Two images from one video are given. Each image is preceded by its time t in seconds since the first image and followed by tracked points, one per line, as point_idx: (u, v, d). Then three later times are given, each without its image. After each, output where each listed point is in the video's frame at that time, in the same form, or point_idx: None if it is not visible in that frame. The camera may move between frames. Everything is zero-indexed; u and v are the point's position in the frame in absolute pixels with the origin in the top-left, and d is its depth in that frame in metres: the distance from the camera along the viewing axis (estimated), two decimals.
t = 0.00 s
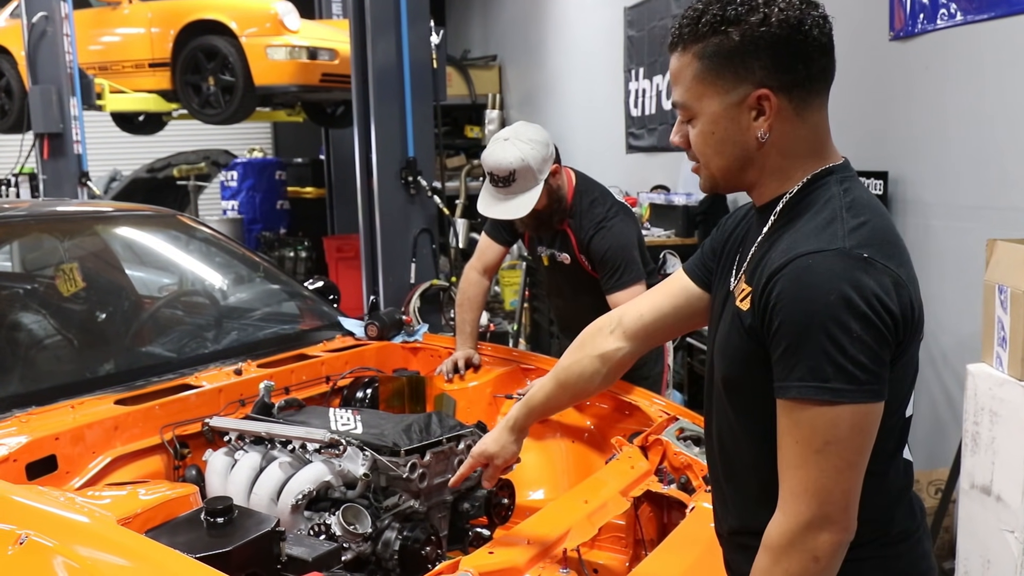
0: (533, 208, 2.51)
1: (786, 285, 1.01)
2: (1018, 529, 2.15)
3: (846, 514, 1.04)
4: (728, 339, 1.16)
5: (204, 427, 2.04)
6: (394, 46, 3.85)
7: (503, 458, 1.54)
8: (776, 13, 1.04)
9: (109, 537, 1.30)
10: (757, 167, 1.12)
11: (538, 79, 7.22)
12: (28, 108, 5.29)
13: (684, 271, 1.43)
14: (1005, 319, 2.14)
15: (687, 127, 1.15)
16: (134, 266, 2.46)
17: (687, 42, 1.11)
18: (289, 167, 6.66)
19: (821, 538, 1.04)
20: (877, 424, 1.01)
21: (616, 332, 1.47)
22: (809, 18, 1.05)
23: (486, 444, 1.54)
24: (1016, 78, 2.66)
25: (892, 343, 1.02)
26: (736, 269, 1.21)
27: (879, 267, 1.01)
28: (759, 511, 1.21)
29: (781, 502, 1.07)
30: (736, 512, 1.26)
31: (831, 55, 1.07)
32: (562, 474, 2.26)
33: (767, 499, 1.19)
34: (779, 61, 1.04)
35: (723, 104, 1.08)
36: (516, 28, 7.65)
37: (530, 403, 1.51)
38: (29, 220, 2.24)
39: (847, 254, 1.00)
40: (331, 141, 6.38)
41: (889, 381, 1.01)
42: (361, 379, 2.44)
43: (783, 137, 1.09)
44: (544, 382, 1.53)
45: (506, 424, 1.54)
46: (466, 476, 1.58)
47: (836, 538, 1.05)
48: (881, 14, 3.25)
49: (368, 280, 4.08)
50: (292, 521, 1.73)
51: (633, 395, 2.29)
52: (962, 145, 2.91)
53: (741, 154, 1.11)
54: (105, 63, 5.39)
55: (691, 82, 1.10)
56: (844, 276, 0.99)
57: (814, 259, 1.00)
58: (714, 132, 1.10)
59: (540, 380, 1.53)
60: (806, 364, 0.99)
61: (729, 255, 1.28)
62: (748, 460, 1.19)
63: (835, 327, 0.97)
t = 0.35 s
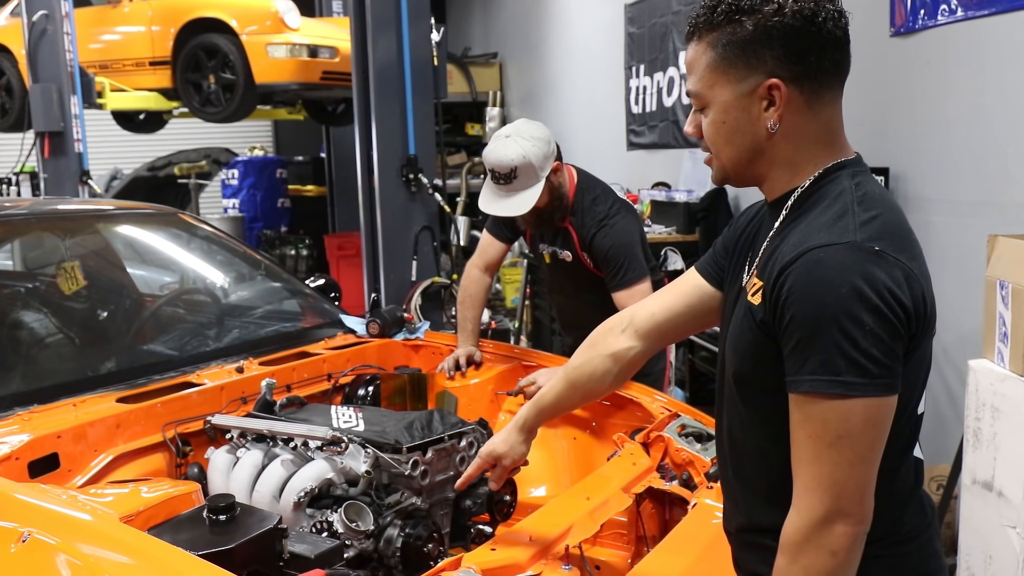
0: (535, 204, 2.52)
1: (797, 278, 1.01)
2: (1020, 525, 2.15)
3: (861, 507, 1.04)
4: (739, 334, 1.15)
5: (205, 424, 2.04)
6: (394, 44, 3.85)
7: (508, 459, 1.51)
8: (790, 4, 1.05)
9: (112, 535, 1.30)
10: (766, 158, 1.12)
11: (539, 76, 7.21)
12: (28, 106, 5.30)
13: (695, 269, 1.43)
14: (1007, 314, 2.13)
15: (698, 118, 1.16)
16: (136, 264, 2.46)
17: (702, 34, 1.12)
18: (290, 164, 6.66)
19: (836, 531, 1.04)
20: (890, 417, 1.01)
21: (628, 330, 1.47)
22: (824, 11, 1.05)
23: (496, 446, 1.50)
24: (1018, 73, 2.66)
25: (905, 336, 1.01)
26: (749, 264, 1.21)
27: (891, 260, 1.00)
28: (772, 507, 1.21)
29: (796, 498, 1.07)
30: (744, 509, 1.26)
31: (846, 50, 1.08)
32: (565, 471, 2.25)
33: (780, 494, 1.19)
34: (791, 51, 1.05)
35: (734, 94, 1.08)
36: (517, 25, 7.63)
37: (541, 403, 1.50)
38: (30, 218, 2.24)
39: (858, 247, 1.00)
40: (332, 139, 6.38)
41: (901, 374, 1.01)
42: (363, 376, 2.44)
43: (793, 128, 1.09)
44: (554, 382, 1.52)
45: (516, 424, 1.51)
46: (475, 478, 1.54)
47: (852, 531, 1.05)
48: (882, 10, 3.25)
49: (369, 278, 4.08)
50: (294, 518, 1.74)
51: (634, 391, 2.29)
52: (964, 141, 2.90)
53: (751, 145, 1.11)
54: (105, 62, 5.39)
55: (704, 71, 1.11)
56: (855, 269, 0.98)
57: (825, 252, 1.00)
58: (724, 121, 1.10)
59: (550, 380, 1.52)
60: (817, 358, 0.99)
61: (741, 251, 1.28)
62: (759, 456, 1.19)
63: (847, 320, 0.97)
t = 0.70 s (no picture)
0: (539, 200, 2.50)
1: (823, 273, 1.01)
2: (1021, 524, 2.15)
3: (883, 501, 1.04)
4: (760, 328, 1.16)
5: (208, 421, 2.04)
6: (396, 43, 3.85)
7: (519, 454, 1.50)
8: None
9: (115, 532, 1.31)
10: (786, 150, 1.12)
11: (540, 75, 7.22)
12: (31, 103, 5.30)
13: (712, 268, 1.44)
14: (1008, 314, 2.13)
15: (722, 106, 1.16)
16: (139, 262, 2.46)
17: (733, 21, 1.13)
18: (292, 163, 6.67)
19: (859, 525, 1.04)
20: (914, 412, 1.01)
21: (643, 327, 1.46)
22: (852, 9, 1.06)
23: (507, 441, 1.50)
24: (1020, 73, 2.66)
25: (929, 332, 1.02)
26: (769, 260, 1.22)
27: (917, 255, 1.01)
28: (790, 504, 1.21)
29: (817, 492, 1.07)
30: (755, 503, 1.27)
31: (872, 50, 1.08)
32: (567, 469, 2.25)
33: (798, 491, 1.19)
34: (817, 43, 1.05)
35: (757, 82, 1.09)
36: (518, 24, 7.64)
37: (551, 398, 1.49)
38: (33, 215, 2.25)
39: (884, 242, 1.00)
40: (334, 137, 6.39)
41: (925, 369, 1.01)
42: (365, 374, 2.44)
43: (814, 120, 1.09)
44: (566, 378, 1.51)
45: (525, 420, 1.50)
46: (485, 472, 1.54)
47: (874, 525, 1.05)
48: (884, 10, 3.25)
49: (371, 276, 4.08)
50: (296, 516, 1.73)
51: (636, 390, 2.29)
52: (966, 140, 2.90)
53: (771, 135, 1.11)
54: (108, 59, 5.39)
55: (731, 58, 1.12)
56: (881, 264, 0.99)
57: (851, 247, 1.01)
58: (746, 109, 1.11)
59: (562, 376, 1.51)
60: (842, 352, 0.99)
61: (759, 249, 1.28)
62: (778, 452, 1.19)
63: (874, 315, 0.98)
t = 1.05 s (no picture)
0: (538, 193, 2.48)
1: (832, 273, 1.02)
2: (1021, 532, 2.15)
3: (885, 503, 1.04)
4: (771, 329, 1.16)
5: (207, 430, 2.04)
6: (396, 51, 3.86)
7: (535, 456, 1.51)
8: (838, 4, 1.07)
9: (112, 541, 1.31)
10: (802, 154, 1.13)
11: (540, 82, 7.23)
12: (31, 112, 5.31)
13: (729, 275, 1.45)
14: (1007, 321, 2.13)
15: (740, 110, 1.17)
16: (138, 270, 2.47)
17: (752, 26, 1.14)
18: (292, 170, 6.68)
19: (859, 525, 1.04)
20: (921, 414, 1.01)
21: (659, 332, 1.47)
22: (870, 14, 1.06)
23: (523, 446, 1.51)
24: (1018, 80, 2.66)
25: (938, 335, 1.02)
26: (783, 263, 1.22)
27: (927, 259, 1.01)
28: (796, 505, 1.21)
29: (819, 491, 1.07)
30: (762, 502, 1.28)
31: (891, 56, 1.08)
32: (566, 477, 2.25)
33: (804, 493, 1.20)
34: (834, 49, 1.06)
35: (774, 85, 1.10)
36: (518, 32, 7.66)
37: (568, 402, 1.51)
38: (33, 223, 2.25)
39: (895, 245, 1.00)
40: (334, 145, 6.40)
41: (933, 372, 1.01)
42: (364, 383, 2.44)
43: (830, 125, 1.10)
44: (583, 382, 1.53)
45: (542, 423, 1.52)
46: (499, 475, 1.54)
47: (875, 526, 1.05)
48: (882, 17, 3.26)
49: (370, 284, 4.08)
50: (295, 525, 1.73)
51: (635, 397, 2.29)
52: (965, 147, 2.90)
53: (787, 139, 1.12)
54: (108, 68, 5.40)
55: (750, 62, 1.13)
56: (891, 266, 0.99)
57: (860, 248, 1.01)
58: (763, 113, 1.12)
59: (579, 380, 1.53)
60: (849, 351, 1.00)
61: (775, 254, 1.28)
62: (786, 453, 1.19)
63: (881, 316, 0.98)
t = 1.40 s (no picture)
0: (525, 180, 2.50)
1: (831, 274, 1.03)
2: (1013, 539, 2.16)
3: (881, 502, 1.04)
4: (772, 330, 1.17)
5: (199, 433, 2.03)
6: (391, 55, 3.87)
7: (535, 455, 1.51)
8: (853, 12, 1.07)
9: (103, 543, 1.30)
10: (811, 160, 1.14)
11: (535, 89, 7.25)
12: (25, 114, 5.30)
13: (734, 280, 1.45)
14: (999, 329, 2.14)
15: (748, 114, 1.17)
16: (131, 273, 2.46)
17: (764, 32, 1.15)
18: (286, 175, 6.68)
19: (855, 524, 1.05)
20: (918, 415, 1.02)
21: (664, 336, 1.48)
22: (883, 24, 1.07)
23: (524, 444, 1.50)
24: (1011, 90, 2.68)
25: (935, 338, 1.02)
26: (786, 267, 1.23)
27: (926, 261, 1.01)
28: (794, 505, 1.21)
29: (817, 490, 1.08)
30: (759, 502, 1.29)
31: (901, 66, 1.09)
32: (559, 483, 2.25)
33: (803, 494, 1.20)
34: (847, 57, 1.07)
35: (786, 91, 1.10)
36: (513, 38, 7.68)
37: (572, 403, 1.52)
38: (26, 226, 2.25)
39: (893, 247, 1.01)
40: (329, 150, 6.40)
41: (930, 374, 1.02)
42: (356, 387, 2.44)
43: (840, 131, 1.11)
44: (587, 384, 1.53)
45: (545, 423, 1.53)
46: (501, 475, 1.55)
47: (871, 525, 1.05)
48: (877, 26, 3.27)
49: (364, 288, 4.08)
50: (286, 528, 1.72)
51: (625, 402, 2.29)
52: (958, 156, 2.92)
53: (797, 144, 1.12)
54: (102, 71, 5.39)
55: (761, 67, 1.13)
56: (889, 267, 1.00)
57: (859, 250, 1.02)
58: (773, 118, 1.12)
59: (583, 381, 1.54)
60: (846, 351, 1.00)
61: (778, 258, 1.29)
62: (786, 454, 1.20)
63: (878, 316, 0.99)
